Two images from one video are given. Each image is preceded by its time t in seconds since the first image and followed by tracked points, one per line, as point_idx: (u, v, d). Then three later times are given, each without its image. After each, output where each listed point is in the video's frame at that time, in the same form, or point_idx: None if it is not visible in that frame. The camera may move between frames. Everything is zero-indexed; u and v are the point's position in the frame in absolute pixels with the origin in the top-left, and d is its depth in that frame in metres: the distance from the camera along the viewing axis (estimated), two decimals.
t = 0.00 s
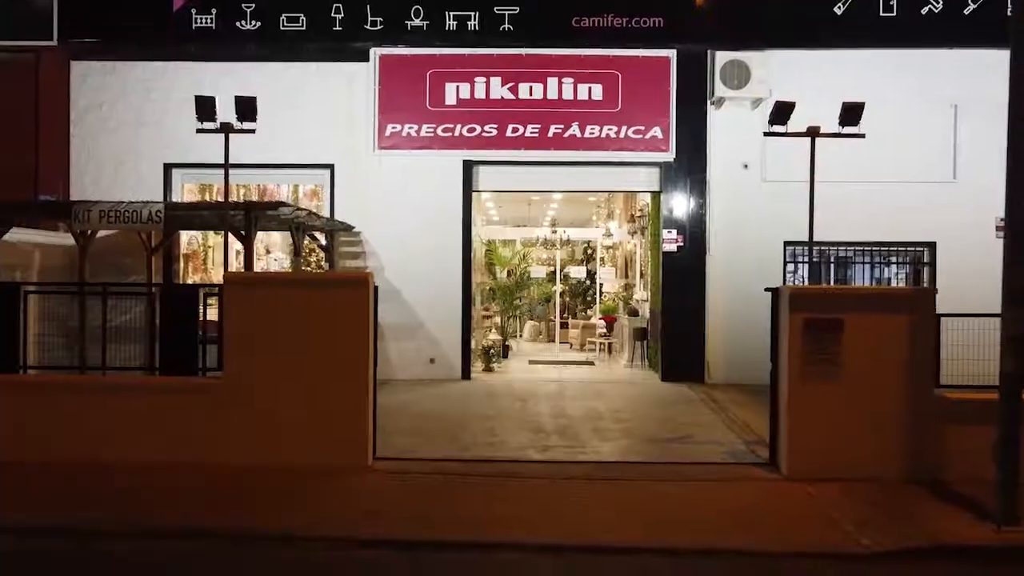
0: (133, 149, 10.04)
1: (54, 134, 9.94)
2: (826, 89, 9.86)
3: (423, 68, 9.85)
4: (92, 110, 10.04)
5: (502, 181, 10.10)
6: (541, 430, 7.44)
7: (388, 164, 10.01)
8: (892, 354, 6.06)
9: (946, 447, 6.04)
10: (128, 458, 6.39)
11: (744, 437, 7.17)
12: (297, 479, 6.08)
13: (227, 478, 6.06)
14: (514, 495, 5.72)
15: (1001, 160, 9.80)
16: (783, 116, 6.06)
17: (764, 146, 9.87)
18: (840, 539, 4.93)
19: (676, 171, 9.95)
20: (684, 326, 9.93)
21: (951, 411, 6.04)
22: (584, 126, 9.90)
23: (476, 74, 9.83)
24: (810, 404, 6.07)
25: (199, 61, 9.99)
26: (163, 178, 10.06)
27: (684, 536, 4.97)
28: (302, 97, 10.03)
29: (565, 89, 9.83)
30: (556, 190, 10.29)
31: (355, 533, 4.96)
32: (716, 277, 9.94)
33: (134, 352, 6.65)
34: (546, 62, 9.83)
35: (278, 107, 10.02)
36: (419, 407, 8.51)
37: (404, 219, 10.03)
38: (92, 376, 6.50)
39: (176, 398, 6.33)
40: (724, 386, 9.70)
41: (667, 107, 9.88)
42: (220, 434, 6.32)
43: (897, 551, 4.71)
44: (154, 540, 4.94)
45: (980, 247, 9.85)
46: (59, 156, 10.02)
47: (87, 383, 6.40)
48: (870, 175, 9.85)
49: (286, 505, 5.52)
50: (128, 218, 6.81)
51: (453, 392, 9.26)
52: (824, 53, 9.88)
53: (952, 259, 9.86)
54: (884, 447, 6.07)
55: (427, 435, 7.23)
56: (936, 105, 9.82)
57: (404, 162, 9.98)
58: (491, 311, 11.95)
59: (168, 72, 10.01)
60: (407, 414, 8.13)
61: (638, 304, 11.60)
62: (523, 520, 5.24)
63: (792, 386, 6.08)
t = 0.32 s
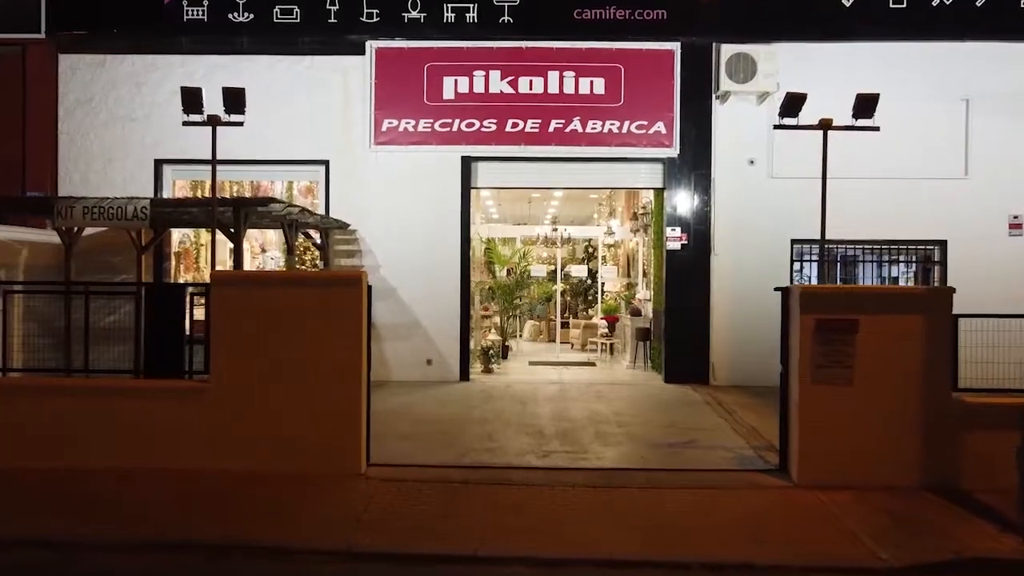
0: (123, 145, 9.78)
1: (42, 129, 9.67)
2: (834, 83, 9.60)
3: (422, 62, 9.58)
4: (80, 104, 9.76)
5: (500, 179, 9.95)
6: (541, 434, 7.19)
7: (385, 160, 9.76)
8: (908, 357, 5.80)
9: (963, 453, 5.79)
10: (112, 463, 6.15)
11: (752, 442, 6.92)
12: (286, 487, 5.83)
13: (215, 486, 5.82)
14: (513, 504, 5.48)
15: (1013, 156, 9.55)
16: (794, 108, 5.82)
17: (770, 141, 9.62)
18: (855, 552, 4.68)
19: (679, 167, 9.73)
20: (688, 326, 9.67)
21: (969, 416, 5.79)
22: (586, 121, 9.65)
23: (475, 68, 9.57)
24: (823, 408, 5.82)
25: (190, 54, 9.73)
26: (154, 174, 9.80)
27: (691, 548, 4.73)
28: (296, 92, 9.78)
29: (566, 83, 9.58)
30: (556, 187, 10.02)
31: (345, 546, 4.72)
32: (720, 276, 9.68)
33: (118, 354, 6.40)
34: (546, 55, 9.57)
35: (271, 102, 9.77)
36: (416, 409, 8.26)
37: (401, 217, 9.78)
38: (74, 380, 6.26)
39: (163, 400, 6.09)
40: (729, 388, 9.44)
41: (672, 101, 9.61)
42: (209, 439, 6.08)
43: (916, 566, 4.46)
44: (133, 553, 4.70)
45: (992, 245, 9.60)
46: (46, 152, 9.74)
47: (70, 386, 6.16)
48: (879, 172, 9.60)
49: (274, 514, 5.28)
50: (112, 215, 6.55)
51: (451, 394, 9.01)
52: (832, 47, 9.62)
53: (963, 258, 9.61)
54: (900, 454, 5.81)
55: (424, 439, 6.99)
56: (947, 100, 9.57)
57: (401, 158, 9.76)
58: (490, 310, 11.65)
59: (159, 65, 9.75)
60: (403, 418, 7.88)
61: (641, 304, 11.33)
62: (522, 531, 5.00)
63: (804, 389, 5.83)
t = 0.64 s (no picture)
0: (108, 139, 9.44)
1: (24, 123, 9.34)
2: (846, 75, 9.26)
3: (419, 54, 9.29)
4: (64, 97, 9.44)
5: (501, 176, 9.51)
6: (542, 441, 6.85)
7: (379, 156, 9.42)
8: (932, 361, 5.45)
9: (992, 463, 5.45)
10: (88, 474, 5.80)
11: (765, 451, 6.57)
12: (272, 499, 5.48)
13: (196, 498, 5.47)
14: (512, 518, 5.14)
15: None
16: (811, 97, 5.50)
17: (780, 136, 9.28)
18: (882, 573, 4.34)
19: (685, 163, 9.35)
20: (694, 328, 9.33)
21: (998, 424, 5.45)
22: (588, 114, 9.30)
23: (473, 60, 9.27)
24: (842, 415, 5.48)
25: (178, 46, 9.41)
26: (141, 170, 9.48)
27: (704, 568, 4.39)
28: (288, 85, 9.43)
29: (568, 75, 9.25)
30: (558, 184, 9.64)
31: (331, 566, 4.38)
32: (727, 276, 9.34)
33: (95, 358, 6.06)
34: (547, 47, 9.25)
35: (262, 95, 9.43)
36: (411, 414, 7.92)
37: (397, 214, 9.43)
38: (47, 385, 5.92)
39: (140, 407, 5.73)
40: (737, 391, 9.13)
41: (677, 94, 9.28)
42: (190, 447, 5.73)
43: None
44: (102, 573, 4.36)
45: (1009, 243, 9.26)
46: (29, 146, 9.41)
47: (43, 392, 5.82)
48: (892, 167, 9.26)
49: (257, 530, 4.93)
50: (91, 210, 6.23)
51: (447, 398, 8.67)
52: (845, 37, 9.25)
53: (980, 257, 9.26)
54: (924, 464, 5.46)
55: (419, 447, 6.65)
56: (964, 93, 9.22)
57: (396, 153, 9.39)
58: (490, 310, 11.39)
59: (146, 57, 9.42)
60: (398, 423, 7.54)
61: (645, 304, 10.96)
62: (521, 547, 4.66)
63: (821, 396, 5.49)
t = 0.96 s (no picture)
0: (92, 132, 9.07)
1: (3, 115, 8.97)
2: (861, 65, 8.89)
3: (415, 44, 8.92)
4: (45, 88, 9.07)
5: (500, 171, 9.15)
6: (544, 450, 6.48)
7: (374, 150, 9.04)
8: (964, 367, 5.08)
9: None
10: (59, 486, 5.42)
11: (780, 461, 6.21)
12: (256, 514, 5.11)
13: (173, 513, 5.10)
14: (512, 534, 4.77)
15: None
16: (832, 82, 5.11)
17: (792, 129, 8.91)
18: None
19: (693, 157, 8.98)
20: (703, 330, 8.95)
21: None
22: (592, 106, 8.93)
23: (472, 50, 8.90)
24: (867, 424, 5.10)
25: (164, 35, 9.03)
26: (126, 163, 9.10)
27: None
28: (279, 76, 9.07)
29: (571, 66, 8.88)
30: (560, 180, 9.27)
31: None
32: (737, 275, 8.96)
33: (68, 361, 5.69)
34: (549, 36, 8.89)
35: (252, 87, 9.06)
36: (407, 420, 7.55)
37: (393, 210, 9.06)
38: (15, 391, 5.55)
39: (114, 415, 5.35)
40: (747, 395, 8.76)
41: (685, 85, 8.90)
42: (167, 458, 5.34)
43: None
44: None
45: None
46: (9, 139, 9.04)
47: (11, 399, 5.44)
48: (908, 161, 8.89)
49: (236, 547, 4.56)
50: (66, 205, 5.86)
51: (445, 402, 8.31)
52: (859, 26, 8.88)
53: (1000, 255, 8.90)
54: (954, 477, 5.09)
55: (414, 457, 6.28)
56: (983, 83, 8.85)
57: (391, 146, 9.03)
58: (490, 311, 11.06)
59: (132, 47, 9.04)
60: (392, 429, 7.17)
61: (649, 304, 10.59)
62: (521, 568, 4.29)
63: (844, 404, 5.11)
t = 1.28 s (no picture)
0: (72, 124, 8.62)
1: None
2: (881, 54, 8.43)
3: (412, 31, 8.47)
4: (23, 77, 8.62)
5: (502, 164, 8.67)
6: (549, 463, 6.03)
7: (369, 142, 8.59)
8: (1010, 376, 4.63)
9: None
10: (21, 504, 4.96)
11: (803, 476, 5.76)
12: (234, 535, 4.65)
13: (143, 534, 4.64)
14: (514, 559, 4.31)
15: None
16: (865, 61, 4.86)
17: (809, 121, 8.45)
18: None
19: (705, 150, 8.52)
20: (714, 333, 8.51)
21: None
22: (598, 97, 8.48)
23: (472, 37, 8.44)
24: (905, 438, 4.65)
25: (149, 22, 8.59)
26: (107, 157, 8.65)
27: None
28: (269, 65, 8.62)
29: (576, 53, 8.42)
30: (564, 175, 8.81)
31: None
32: (750, 275, 8.51)
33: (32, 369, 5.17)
34: (553, 22, 8.44)
35: (241, 76, 8.62)
36: (402, 429, 7.10)
37: (388, 207, 8.60)
38: None
39: (80, 428, 4.89)
40: (761, 402, 8.31)
41: (696, 74, 8.45)
42: (138, 474, 4.88)
43: None
44: None
45: None
46: None
47: None
48: (930, 155, 8.44)
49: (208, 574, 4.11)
50: (28, 197, 5.32)
51: (442, 410, 7.85)
52: (880, 13, 8.42)
53: None
54: (999, 495, 4.64)
55: (408, 470, 5.83)
56: (1010, 73, 8.40)
57: (386, 138, 8.58)
58: (490, 312, 10.83)
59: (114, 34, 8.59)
60: (387, 439, 6.72)
61: (657, 304, 10.13)
62: None
63: (880, 415, 4.66)
